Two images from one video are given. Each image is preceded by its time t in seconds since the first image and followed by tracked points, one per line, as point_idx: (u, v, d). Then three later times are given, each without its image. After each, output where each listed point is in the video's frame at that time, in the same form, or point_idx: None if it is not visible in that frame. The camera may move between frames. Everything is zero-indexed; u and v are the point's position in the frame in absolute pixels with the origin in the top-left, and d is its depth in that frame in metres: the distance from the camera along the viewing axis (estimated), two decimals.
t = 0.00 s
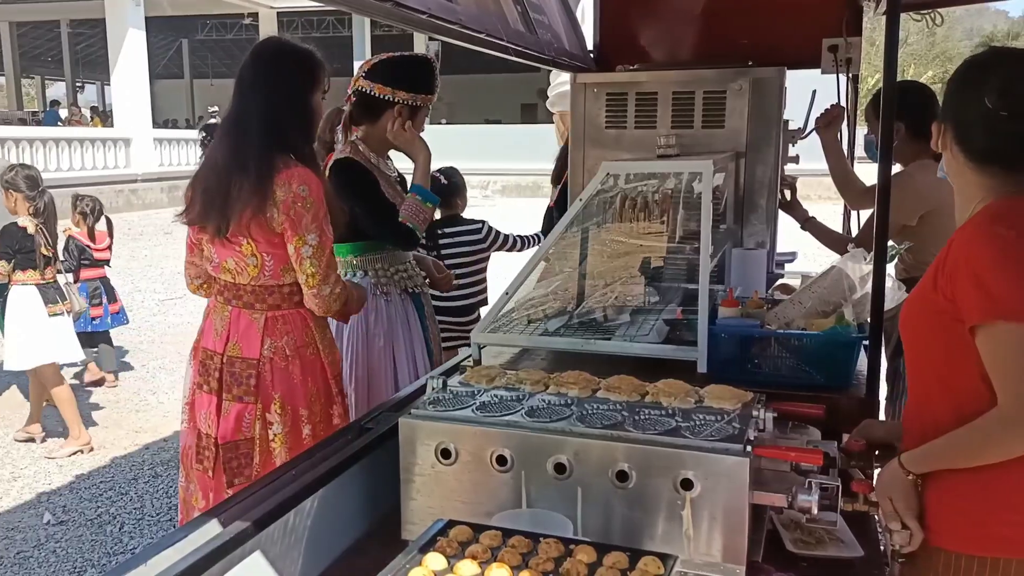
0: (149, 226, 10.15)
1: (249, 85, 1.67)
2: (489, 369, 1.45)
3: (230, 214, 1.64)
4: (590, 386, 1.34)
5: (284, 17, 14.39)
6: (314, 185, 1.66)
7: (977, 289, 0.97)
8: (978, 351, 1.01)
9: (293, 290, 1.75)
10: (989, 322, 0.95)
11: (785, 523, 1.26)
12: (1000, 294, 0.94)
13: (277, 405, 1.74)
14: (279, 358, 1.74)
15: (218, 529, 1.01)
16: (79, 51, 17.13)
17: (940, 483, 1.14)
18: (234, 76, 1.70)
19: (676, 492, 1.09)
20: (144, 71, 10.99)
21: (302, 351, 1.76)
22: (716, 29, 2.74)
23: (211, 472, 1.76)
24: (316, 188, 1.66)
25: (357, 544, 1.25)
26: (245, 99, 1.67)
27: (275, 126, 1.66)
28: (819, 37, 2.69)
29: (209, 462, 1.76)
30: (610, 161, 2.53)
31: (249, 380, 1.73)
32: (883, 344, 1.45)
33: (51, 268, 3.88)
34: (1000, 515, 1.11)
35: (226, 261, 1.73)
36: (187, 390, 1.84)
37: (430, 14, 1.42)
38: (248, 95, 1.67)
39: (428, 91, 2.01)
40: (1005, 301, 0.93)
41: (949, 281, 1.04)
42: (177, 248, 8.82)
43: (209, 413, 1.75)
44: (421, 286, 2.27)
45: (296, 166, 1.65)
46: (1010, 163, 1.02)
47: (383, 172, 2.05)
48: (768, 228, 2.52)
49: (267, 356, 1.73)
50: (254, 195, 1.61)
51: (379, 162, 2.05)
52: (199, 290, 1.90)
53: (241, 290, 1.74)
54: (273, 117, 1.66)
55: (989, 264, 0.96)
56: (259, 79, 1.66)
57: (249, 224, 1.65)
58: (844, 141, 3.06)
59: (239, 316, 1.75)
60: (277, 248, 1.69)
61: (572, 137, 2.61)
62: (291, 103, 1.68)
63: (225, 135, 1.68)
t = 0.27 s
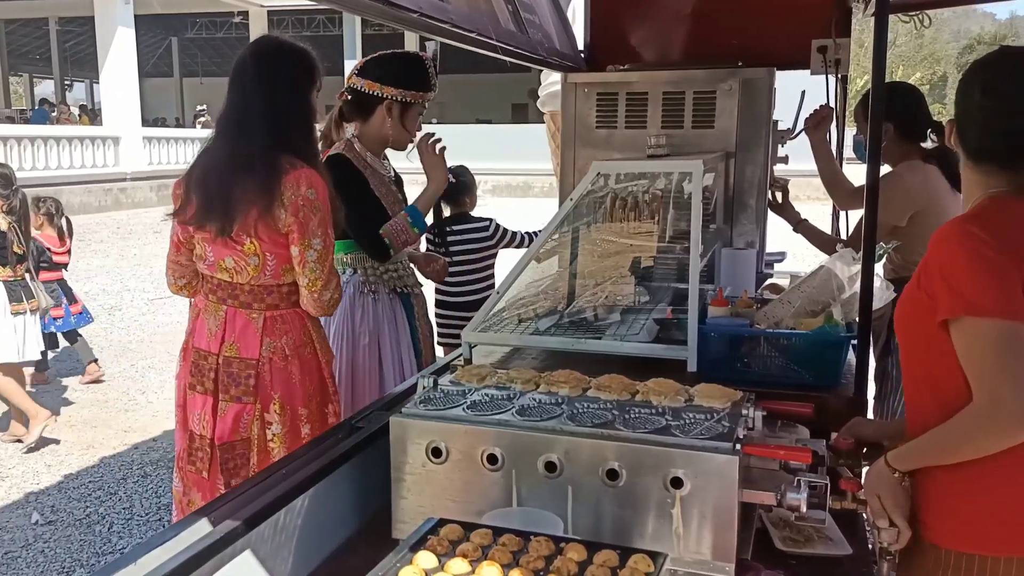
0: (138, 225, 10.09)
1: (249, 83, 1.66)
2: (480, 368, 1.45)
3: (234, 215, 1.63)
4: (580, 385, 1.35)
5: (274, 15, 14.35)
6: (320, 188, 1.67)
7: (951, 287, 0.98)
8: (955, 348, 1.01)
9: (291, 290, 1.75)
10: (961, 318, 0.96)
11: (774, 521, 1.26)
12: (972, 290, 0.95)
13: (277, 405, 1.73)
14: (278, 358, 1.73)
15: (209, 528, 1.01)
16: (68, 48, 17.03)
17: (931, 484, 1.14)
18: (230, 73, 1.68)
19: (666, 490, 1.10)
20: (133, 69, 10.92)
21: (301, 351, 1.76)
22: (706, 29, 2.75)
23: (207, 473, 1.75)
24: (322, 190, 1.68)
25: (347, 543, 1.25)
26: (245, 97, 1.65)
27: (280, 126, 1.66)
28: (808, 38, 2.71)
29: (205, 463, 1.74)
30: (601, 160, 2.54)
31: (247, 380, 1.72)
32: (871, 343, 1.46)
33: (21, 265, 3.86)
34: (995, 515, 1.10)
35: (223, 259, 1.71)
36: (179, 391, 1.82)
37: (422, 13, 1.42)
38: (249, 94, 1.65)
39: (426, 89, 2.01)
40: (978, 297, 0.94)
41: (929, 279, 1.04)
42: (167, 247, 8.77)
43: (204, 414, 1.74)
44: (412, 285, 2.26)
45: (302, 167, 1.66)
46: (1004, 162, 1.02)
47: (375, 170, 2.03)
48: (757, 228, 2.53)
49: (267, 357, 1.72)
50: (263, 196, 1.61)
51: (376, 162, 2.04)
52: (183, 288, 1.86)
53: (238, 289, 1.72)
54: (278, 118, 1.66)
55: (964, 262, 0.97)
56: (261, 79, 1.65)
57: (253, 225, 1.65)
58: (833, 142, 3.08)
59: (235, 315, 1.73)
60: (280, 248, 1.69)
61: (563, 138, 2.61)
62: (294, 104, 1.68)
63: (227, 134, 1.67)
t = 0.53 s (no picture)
0: (129, 224, 10.05)
1: (245, 84, 1.64)
2: (473, 367, 1.45)
3: (237, 216, 1.63)
4: (573, 384, 1.35)
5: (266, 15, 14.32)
6: (322, 189, 1.70)
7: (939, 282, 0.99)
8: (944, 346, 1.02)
9: (291, 291, 1.76)
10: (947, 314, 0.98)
11: (766, 520, 1.27)
12: (964, 288, 0.96)
13: (279, 406, 1.74)
14: (280, 360, 1.74)
15: (202, 528, 1.01)
16: (59, 47, 16.95)
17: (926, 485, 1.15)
18: (223, 74, 1.66)
19: (659, 489, 1.10)
20: (124, 67, 10.87)
21: (302, 351, 1.77)
22: (699, 30, 2.76)
23: (208, 478, 1.74)
24: (323, 191, 1.70)
25: (340, 542, 1.25)
26: (242, 98, 1.64)
27: (280, 127, 1.67)
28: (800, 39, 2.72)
29: (205, 468, 1.74)
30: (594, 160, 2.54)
31: (249, 383, 1.72)
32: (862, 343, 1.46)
33: None
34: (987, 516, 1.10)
35: (222, 261, 1.70)
36: (178, 396, 1.81)
37: (416, 12, 1.43)
38: (246, 95, 1.64)
39: (422, 91, 1.98)
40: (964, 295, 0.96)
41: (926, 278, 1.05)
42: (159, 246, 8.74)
43: (205, 418, 1.73)
44: (405, 285, 2.25)
45: (303, 169, 1.68)
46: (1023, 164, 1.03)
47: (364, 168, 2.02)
48: (749, 229, 2.52)
49: (268, 358, 1.73)
50: (267, 196, 1.62)
51: (372, 161, 2.04)
52: (175, 293, 1.84)
53: (238, 291, 1.72)
54: (277, 118, 1.67)
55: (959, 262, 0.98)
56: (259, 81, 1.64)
57: (256, 226, 1.65)
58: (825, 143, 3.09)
59: (235, 318, 1.73)
60: (282, 249, 1.70)
61: (555, 138, 2.62)
62: (295, 104, 1.69)
63: (226, 135, 1.66)
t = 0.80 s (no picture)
0: (124, 224, 10.02)
1: (240, 85, 1.64)
2: (470, 367, 1.45)
3: (235, 217, 1.63)
4: (569, 384, 1.35)
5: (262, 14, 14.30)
6: (320, 190, 1.70)
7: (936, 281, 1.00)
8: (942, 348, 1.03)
9: (290, 292, 1.75)
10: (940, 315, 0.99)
11: (762, 520, 1.27)
12: (965, 291, 0.97)
13: (280, 407, 1.74)
14: (280, 361, 1.74)
15: (199, 528, 1.01)
16: (54, 46, 16.91)
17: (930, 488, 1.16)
18: (218, 75, 1.65)
19: (656, 489, 1.10)
20: (119, 67, 10.84)
21: (302, 353, 1.77)
22: (695, 31, 2.77)
23: (210, 480, 1.74)
24: (320, 191, 1.70)
25: (337, 542, 1.25)
26: (238, 99, 1.64)
27: (276, 128, 1.67)
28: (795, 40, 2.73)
29: (206, 470, 1.74)
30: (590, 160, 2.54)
31: (249, 385, 1.72)
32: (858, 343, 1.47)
33: None
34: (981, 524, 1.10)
35: (220, 264, 1.70)
36: (177, 399, 1.80)
37: (412, 12, 1.43)
38: (242, 96, 1.64)
39: (412, 100, 1.94)
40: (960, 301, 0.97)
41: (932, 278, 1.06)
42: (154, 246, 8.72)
43: (205, 420, 1.73)
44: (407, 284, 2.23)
45: (301, 170, 1.68)
46: None
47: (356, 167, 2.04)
48: (745, 228, 2.53)
49: (268, 360, 1.73)
50: (264, 196, 1.62)
51: (372, 162, 2.04)
52: (173, 295, 1.84)
53: (236, 293, 1.72)
54: (274, 118, 1.67)
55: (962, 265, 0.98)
56: (254, 80, 1.64)
57: (255, 228, 1.65)
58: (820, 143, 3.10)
59: (234, 320, 1.72)
60: (281, 251, 1.70)
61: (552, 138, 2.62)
62: (291, 104, 1.69)
63: (223, 135, 1.65)
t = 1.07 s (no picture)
0: (123, 227, 10.01)
1: (232, 91, 1.65)
2: (468, 370, 1.45)
3: (230, 220, 1.62)
4: (568, 386, 1.35)
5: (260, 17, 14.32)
6: (315, 193, 1.69)
7: (972, 293, 1.01)
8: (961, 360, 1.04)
9: (289, 296, 1.75)
10: (968, 324, 1.00)
11: (761, 521, 1.27)
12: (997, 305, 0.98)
13: (281, 411, 1.74)
14: (280, 366, 1.74)
15: (198, 531, 1.00)
16: (52, 50, 16.91)
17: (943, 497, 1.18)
18: (210, 81, 1.67)
19: (654, 490, 1.10)
20: (117, 70, 10.83)
21: (301, 357, 1.77)
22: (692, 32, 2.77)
23: (212, 486, 1.74)
24: (316, 194, 1.70)
25: (337, 545, 1.24)
26: (230, 104, 1.65)
27: (268, 131, 1.68)
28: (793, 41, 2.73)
29: (208, 475, 1.74)
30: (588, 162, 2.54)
31: (250, 389, 1.72)
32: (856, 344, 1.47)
33: None
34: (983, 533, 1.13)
35: (219, 269, 1.70)
36: (179, 405, 1.80)
37: (410, 15, 1.43)
38: (234, 101, 1.65)
39: (408, 106, 1.93)
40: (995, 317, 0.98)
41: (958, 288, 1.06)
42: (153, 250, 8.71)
43: (206, 425, 1.73)
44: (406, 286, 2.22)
45: (295, 173, 1.67)
46: None
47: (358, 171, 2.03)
48: (744, 230, 2.53)
49: (268, 365, 1.73)
50: (259, 198, 1.62)
51: (368, 165, 2.04)
52: (173, 301, 1.84)
53: (236, 298, 1.72)
54: (266, 120, 1.67)
55: (1002, 284, 0.99)
56: (244, 83, 1.65)
57: (251, 232, 1.65)
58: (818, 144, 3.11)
59: (234, 325, 1.73)
60: (278, 255, 1.70)
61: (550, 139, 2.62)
62: (283, 108, 1.70)
63: (218, 140, 1.66)
